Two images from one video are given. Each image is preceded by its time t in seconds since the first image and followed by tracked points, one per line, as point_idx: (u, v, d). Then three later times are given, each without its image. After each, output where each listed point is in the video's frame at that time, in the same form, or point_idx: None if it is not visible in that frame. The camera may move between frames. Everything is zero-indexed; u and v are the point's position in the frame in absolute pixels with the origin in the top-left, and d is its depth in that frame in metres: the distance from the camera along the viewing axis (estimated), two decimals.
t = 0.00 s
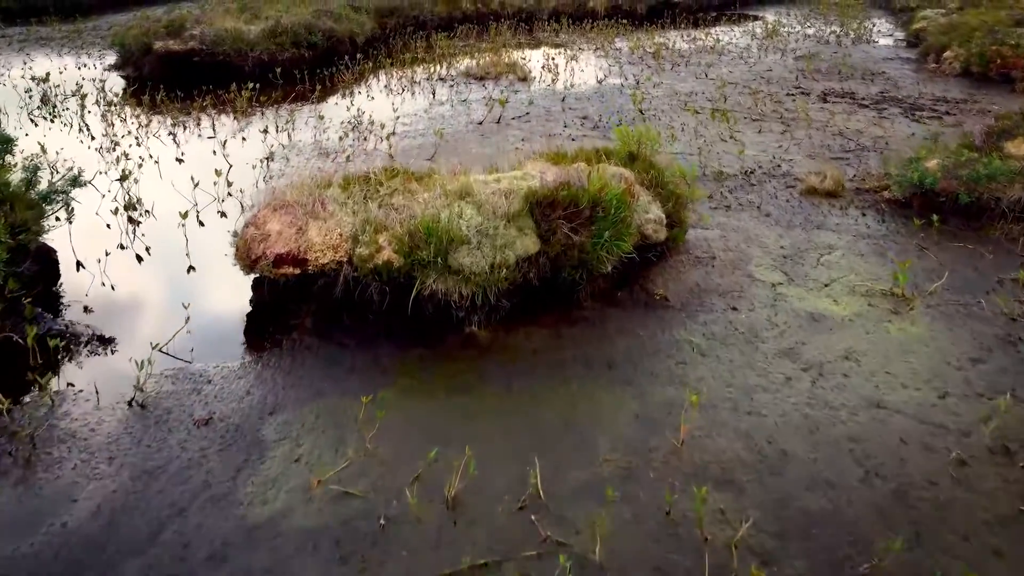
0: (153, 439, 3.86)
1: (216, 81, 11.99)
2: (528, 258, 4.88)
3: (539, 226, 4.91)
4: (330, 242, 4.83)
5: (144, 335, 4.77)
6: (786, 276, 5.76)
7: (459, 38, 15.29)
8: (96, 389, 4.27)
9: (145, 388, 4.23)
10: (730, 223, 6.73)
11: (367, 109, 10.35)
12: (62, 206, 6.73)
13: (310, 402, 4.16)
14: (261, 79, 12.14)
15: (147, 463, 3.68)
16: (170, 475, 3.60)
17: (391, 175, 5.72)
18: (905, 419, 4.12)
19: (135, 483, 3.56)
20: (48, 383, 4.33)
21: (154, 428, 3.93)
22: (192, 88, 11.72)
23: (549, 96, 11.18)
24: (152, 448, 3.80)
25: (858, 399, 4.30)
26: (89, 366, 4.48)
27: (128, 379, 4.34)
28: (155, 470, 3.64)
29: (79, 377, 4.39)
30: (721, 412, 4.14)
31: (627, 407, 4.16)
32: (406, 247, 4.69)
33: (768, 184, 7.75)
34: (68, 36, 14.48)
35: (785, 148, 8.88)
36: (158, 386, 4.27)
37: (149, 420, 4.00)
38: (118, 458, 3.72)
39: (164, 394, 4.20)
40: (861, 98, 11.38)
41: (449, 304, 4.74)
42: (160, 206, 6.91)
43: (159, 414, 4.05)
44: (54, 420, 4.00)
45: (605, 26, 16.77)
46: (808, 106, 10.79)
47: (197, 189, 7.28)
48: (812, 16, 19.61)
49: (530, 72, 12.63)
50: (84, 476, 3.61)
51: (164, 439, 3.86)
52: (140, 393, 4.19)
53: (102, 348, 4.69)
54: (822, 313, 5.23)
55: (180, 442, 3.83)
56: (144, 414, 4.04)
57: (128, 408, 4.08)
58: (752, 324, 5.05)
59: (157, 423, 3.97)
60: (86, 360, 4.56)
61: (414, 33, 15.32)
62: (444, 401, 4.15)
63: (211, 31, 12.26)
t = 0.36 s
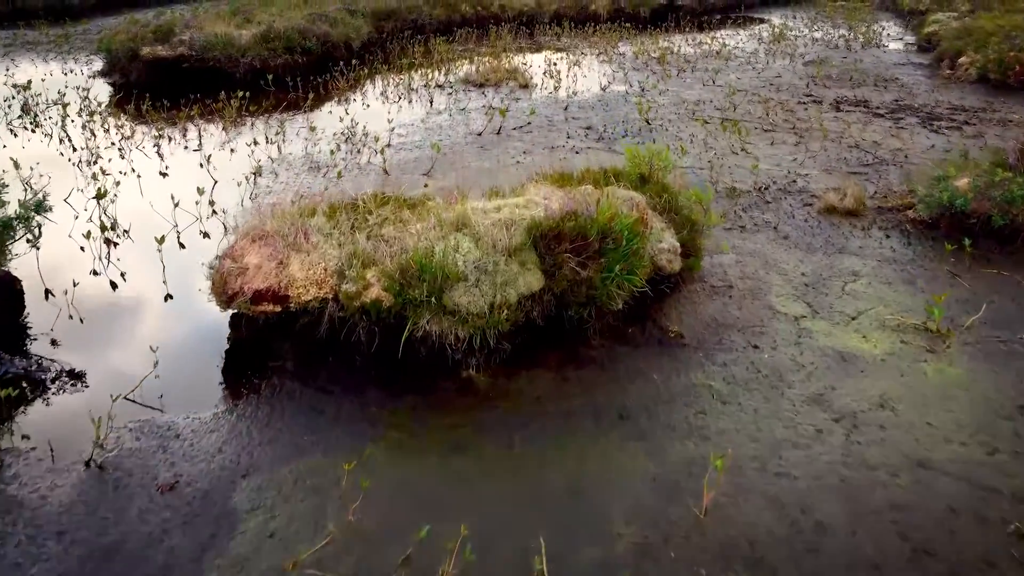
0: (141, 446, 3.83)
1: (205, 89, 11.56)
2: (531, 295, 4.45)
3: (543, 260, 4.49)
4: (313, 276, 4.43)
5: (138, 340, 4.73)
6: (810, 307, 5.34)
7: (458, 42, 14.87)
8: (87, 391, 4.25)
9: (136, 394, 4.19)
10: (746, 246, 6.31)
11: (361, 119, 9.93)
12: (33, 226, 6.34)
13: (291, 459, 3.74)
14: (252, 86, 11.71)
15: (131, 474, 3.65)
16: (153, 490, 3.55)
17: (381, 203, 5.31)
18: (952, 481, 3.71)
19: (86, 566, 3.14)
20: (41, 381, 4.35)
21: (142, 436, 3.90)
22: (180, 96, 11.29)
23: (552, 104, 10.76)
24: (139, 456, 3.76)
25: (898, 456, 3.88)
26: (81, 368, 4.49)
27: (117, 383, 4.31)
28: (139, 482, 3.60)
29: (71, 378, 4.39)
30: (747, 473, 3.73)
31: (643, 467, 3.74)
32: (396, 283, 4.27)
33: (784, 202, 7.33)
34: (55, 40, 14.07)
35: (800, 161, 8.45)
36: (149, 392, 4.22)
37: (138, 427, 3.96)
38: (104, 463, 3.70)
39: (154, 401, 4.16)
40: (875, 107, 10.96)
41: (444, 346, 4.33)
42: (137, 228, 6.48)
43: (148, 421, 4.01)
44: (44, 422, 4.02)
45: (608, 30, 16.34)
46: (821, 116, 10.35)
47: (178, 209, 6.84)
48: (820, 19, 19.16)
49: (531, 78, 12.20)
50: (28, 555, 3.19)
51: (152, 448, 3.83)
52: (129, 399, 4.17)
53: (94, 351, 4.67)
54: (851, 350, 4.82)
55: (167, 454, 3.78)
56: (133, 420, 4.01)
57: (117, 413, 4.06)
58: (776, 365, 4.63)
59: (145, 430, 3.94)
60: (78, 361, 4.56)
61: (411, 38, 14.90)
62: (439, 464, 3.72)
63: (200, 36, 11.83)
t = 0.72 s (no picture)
0: (140, 448, 3.80)
1: (194, 95, 11.14)
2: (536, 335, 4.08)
3: (548, 297, 4.15)
4: (295, 316, 4.06)
5: (140, 339, 4.69)
6: (838, 341, 4.91)
7: (457, 46, 14.44)
8: (87, 390, 4.22)
9: (135, 395, 4.14)
10: (764, 269, 5.88)
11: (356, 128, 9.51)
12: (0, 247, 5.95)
13: (268, 528, 3.34)
14: (244, 93, 11.29)
15: (128, 478, 3.62)
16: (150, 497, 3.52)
17: (370, 233, 4.97)
18: (1011, 553, 3.30)
19: None
20: (44, 377, 4.35)
21: (142, 438, 3.86)
22: (168, 103, 10.87)
23: (554, 111, 10.34)
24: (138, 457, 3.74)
25: (948, 523, 3.46)
26: (84, 365, 4.47)
27: (117, 382, 4.27)
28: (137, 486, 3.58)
29: (73, 375, 4.37)
30: (781, 545, 3.31)
31: (662, 538, 3.32)
32: (386, 323, 3.92)
33: (802, 219, 6.90)
34: (42, 44, 13.65)
35: (816, 174, 8.03)
36: (149, 393, 4.17)
37: (137, 428, 3.91)
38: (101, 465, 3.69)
39: (154, 401, 4.11)
40: (891, 114, 10.53)
41: (438, 394, 3.93)
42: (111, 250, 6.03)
43: (147, 423, 3.96)
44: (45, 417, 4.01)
45: (611, 33, 15.92)
46: (835, 124, 9.93)
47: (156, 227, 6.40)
48: (827, 20, 18.72)
49: (533, 83, 11.78)
50: None
51: (151, 451, 3.78)
52: (129, 399, 4.13)
53: (96, 350, 4.65)
54: (887, 393, 4.38)
55: (166, 456, 3.75)
56: (133, 420, 3.97)
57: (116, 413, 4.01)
58: (805, 410, 4.21)
59: (144, 430, 3.90)
60: (79, 359, 4.54)
61: (409, 41, 14.48)
62: (432, 540, 3.27)
63: (189, 41, 11.41)
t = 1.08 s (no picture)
0: (139, 446, 3.72)
1: (183, 101, 10.73)
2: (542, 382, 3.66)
3: (556, 340, 3.75)
4: (272, 361, 3.66)
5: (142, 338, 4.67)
6: (870, 377, 4.50)
7: (456, 49, 14.04)
8: (88, 390, 4.18)
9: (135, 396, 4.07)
10: (785, 294, 5.46)
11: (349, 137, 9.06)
12: None
13: None
14: (235, 99, 10.89)
15: (127, 479, 3.54)
16: (149, 501, 3.45)
17: (357, 264, 4.54)
18: None
19: None
20: (45, 379, 4.32)
21: (140, 436, 3.77)
22: (155, 110, 10.44)
23: (557, 118, 9.93)
24: (138, 455, 3.66)
25: None
26: (83, 365, 4.45)
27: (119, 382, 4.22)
28: (138, 486, 3.51)
29: (74, 376, 4.34)
30: None
31: None
32: (372, 372, 3.51)
33: (822, 236, 6.49)
34: (28, 47, 13.24)
35: (834, 186, 7.62)
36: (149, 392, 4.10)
37: (135, 425, 3.84)
38: (100, 464, 3.61)
39: (154, 401, 4.03)
40: (908, 121, 10.12)
41: (433, 448, 3.50)
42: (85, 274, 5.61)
43: (146, 421, 3.87)
44: (45, 415, 3.96)
45: (615, 35, 15.51)
46: (850, 132, 9.53)
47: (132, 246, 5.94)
48: (835, 22, 18.32)
49: (535, 88, 11.37)
50: None
51: (150, 449, 3.70)
52: (130, 399, 4.06)
53: (97, 350, 4.61)
54: (929, 441, 3.97)
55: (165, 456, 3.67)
56: (132, 419, 3.89)
57: (116, 411, 3.96)
58: (840, 462, 3.80)
59: (144, 429, 3.82)
60: (81, 360, 4.51)
61: (407, 44, 14.08)
62: None
63: (179, 44, 11.00)
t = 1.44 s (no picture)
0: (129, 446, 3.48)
1: (171, 107, 10.31)
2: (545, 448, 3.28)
3: (562, 401, 3.38)
4: (238, 422, 3.28)
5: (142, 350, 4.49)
6: (908, 424, 4.07)
7: (453, 53, 13.60)
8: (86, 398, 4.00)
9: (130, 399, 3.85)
10: (809, 325, 5.02)
11: (340, 147, 8.65)
12: None
13: None
14: (223, 106, 10.46)
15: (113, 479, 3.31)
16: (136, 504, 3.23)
17: (338, 307, 4.10)
18: None
19: None
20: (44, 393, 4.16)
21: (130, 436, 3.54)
22: (141, 118, 10.03)
23: (559, 127, 9.50)
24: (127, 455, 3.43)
25: None
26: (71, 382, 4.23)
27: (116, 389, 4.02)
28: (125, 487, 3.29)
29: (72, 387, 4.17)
30: None
31: None
32: (356, 440, 3.14)
33: (844, 257, 6.05)
34: (12, 52, 12.81)
35: (853, 201, 7.19)
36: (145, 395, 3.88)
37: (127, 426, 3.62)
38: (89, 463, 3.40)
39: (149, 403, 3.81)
40: (925, 130, 9.68)
41: (421, 524, 3.10)
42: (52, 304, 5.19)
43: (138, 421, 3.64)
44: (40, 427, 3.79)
45: (618, 38, 15.07)
46: (866, 141, 9.09)
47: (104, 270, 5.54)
48: (842, 24, 17.87)
49: (535, 94, 10.93)
50: None
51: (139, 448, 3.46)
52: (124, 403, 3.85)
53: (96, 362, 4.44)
54: (979, 503, 3.54)
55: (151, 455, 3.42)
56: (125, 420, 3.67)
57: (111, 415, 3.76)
58: (881, 530, 3.37)
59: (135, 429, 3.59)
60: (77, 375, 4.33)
61: (403, 49, 13.64)
62: None
63: (165, 49, 10.57)
